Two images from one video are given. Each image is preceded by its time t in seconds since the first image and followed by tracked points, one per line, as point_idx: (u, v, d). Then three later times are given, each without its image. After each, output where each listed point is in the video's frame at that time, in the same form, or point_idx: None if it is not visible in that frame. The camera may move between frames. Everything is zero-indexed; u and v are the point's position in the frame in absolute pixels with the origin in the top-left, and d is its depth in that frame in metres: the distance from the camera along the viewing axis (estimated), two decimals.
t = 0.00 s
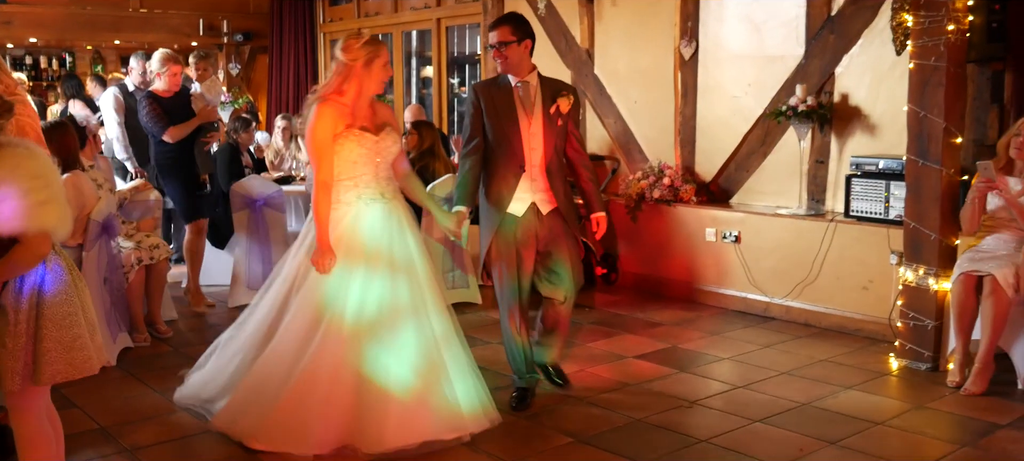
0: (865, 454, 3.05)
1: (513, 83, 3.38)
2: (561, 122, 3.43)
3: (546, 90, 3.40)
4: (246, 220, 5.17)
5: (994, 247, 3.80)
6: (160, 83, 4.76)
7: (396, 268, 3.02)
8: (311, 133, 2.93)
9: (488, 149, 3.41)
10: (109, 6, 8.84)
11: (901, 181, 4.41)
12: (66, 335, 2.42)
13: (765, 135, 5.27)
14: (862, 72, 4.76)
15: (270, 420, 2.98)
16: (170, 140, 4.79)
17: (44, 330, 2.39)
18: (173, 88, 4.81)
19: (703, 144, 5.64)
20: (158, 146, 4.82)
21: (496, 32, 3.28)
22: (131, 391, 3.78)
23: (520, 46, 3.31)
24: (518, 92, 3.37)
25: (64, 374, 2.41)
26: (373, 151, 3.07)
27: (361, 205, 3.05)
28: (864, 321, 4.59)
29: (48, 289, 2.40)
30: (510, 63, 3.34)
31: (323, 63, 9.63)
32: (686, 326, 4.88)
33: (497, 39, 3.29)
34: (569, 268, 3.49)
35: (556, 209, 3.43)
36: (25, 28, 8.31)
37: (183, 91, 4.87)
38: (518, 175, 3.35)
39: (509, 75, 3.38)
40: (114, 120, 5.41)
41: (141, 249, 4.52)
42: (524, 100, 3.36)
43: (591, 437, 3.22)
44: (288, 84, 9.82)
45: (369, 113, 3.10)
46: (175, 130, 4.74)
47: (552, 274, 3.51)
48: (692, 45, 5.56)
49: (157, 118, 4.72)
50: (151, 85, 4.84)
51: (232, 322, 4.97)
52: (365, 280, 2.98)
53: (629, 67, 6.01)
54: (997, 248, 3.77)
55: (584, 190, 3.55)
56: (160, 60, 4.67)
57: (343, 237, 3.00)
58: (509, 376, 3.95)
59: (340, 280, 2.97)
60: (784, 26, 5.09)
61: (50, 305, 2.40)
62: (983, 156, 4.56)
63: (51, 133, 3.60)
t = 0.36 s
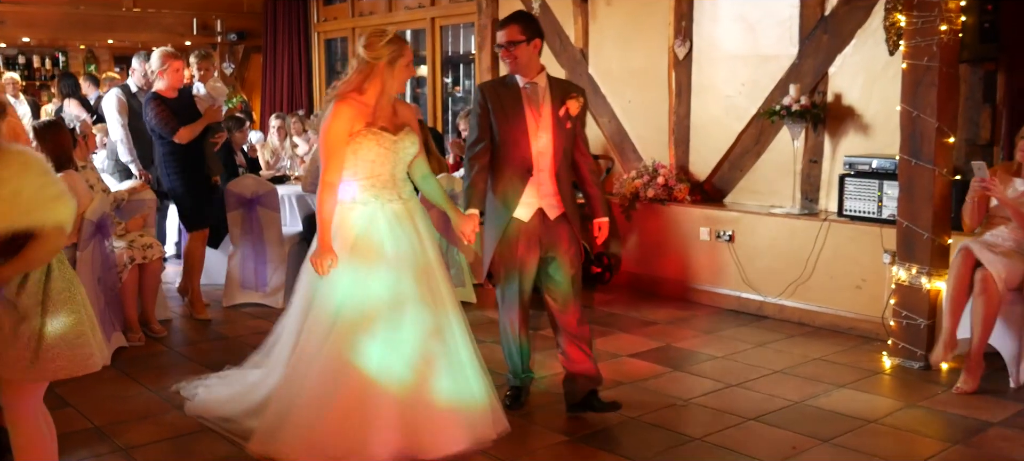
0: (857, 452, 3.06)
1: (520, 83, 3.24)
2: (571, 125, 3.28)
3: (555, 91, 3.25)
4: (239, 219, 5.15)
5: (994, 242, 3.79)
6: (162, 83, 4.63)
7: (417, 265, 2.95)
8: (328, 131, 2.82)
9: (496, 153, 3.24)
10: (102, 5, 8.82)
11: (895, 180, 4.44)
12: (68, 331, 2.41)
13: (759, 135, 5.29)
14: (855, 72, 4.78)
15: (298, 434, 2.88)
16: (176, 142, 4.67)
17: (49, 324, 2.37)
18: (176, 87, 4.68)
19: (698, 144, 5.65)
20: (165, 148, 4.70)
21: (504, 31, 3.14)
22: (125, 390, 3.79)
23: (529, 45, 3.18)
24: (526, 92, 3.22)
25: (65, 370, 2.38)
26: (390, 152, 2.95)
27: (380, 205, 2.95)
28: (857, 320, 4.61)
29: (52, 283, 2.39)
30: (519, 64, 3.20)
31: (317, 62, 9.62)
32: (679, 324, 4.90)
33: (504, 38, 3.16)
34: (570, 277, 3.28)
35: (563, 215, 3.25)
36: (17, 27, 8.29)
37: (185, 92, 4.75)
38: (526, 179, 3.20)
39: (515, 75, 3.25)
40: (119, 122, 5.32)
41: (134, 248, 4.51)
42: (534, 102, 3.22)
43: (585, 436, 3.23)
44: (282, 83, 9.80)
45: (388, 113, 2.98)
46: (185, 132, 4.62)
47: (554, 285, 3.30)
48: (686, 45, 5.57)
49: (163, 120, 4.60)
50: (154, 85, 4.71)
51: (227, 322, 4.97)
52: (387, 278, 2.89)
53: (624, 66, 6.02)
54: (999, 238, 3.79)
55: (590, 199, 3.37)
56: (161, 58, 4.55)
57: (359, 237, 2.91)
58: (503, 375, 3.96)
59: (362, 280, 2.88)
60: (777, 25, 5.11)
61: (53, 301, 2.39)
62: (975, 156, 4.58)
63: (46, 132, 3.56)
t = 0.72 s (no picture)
0: (850, 447, 3.08)
1: (542, 81, 3.07)
2: (594, 124, 3.09)
3: (578, 90, 3.06)
4: (236, 215, 5.20)
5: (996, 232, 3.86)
6: (167, 76, 4.55)
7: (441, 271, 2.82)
8: (348, 136, 2.62)
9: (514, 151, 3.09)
10: (96, 3, 8.81)
11: (887, 176, 4.46)
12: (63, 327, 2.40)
13: (752, 132, 5.30)
14: (848, 69, 4.80)
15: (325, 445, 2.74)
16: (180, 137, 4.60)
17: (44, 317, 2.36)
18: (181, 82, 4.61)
19: (691, 141, 5.66)
20: (168, 143, 4.63)
21: (530, 28, 2.94)
22: (119, 388, 3.79)
23: (556, 41, 2.98)
24: (548, 91, 3.06)
25: (53, 365, 2.38)
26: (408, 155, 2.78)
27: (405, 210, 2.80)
28: (850, 316, 4.63)
29: (53, 280, 2.38)
30: (546, 61, 3.02)
31: (311, 59, 9.56)
32: (673, 321, 4.91)
33: (527, 36, 2.96)
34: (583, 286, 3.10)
35: (581, 218, 3.07)
36: (10, 25, 8.27)
37: (190, 87, 4.67)
38: (544, 179, 3.05)
39: (538, 73, 3.08)
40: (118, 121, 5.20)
41: (127, 247, 4.49)
42: (554, 101, 3.06)
43: (580, 432, 3.24)
44: (276, 81, 9.78)
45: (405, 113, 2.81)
46: (189, 127, 4.57)
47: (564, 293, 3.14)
48: (679, 42, 5.59)
49: (167, 114, 4.52)
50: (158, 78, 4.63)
51: (221, 319, 4.97)
52: (416, 283, 2.76)
53: (618, 64, 6.03)
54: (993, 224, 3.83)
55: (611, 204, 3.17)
56: (166, 51, 4.46)
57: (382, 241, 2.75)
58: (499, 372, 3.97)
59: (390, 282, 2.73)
60: (771, 22, 5.12)
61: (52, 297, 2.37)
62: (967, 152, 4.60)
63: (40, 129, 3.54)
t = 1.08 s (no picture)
0: (835, 438, 3.10)
1: (556, 70, 3.01)
2: (610, 115, 3.01)
3: (591, 81, 2.99)
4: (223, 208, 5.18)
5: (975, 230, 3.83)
6: (168, 69, 4.49)
7: (454, 264, 2.78)
8: (353, 130, 2.53)
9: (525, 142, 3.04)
10: None
11: (872, 170, 4.48)
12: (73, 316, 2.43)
13: (739, 125, 5.32)
14: (834, 62, 4.82)
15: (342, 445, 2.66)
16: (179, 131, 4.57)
17: (54, 309, 2.36)
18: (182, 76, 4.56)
19: (678, 133, 5.67)
20: (167, 137, 4.59)
21: (545, 14, 2.85)
22: (105, 382, 3.78)
23: (572, 28, 2.90)
24: (562, 81, 3.00)
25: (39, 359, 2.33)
26: (417, 147, 2.71)
27: (412, 205, 2.72)
28: (835, 308, 4.66)
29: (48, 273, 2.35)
30: (563, 48, 2.94)
31: (297, 51, 9.45)
32: (660, 314, 4.92)
33: (541, 22, 2.88)
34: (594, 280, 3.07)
35: (596, 211, 3.00)
36: None
37: (191, 79, 4.63)
38: (558, 172, 2.98)
39: (551, 60, 3.02)
40: (107, 114, 5.07)
41: (113, 240, 4.49)
42: (568, 91, 3.00)
43: (566, 424, 3.25)
44: (262, 73, 9.71)
45: (411, 104, 2.71)
46: (188, 122, 4.54)
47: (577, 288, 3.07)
48: (666, 35, 5.59)
49: (166, 108, 4.49)
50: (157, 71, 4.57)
51: (207, 312, 4.96)
52: (432, 279, 2.69)
53: (605, 57, 6.04)
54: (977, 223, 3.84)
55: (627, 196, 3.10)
56: (167, 43, 4.41)
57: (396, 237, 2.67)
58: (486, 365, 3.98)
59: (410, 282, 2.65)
60: (757, 16, 5.14)
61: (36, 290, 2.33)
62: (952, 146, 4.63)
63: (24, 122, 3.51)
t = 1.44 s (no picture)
0: (827, 438, 3.10)
1: (573, 70, 2.83)
2: (627, 117, 2.87)
3: (609, 81, 2.84)
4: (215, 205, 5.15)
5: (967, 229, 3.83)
6: (190, 64, 4.41)
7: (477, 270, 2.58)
8: (371, 128, 2.35)
9: (542, 147, 2.84)
10: None
11: (865, 170, 4.49)
12: (55, 314, 2.22)
13: (733, 124, 5.32)
14: (829, 61, 4.82)
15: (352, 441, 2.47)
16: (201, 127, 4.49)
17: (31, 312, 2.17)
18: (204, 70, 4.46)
19: (673, 132, 5.66)
20: (188, 134, 4.51)
21: (561, 11, 2.70)
22: (97, 377, 3.77)
23: (588, 26, 2.75)
24: (580, 82, 2.82)
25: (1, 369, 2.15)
26: (434, 145, 2.55)
27: (424, 209, 2.57)
28: (829, 308, 4.66)
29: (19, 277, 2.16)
30: (581, 47, 2.78)
31: (292, 48, 9.34)
32: (654, 312, 4.92)
33: (559, 19, 2.72)
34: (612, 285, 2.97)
35: (614, 218, 2.87)
36: None
37: (214, 74, 4.53)
38: (578, 177, 2.81)
39: (567, 60, 2.83)
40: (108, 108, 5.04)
41: (109, 235, 4.48)
42: (586, 92, 2.83)
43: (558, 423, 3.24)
44: (257, 70, 9.66)
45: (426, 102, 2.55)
46: (210, 118, 4.44)
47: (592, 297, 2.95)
48: (661, 33, 5.58)
49: (187, 104, 4.40)
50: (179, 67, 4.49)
51: (199, 309, 4.95)
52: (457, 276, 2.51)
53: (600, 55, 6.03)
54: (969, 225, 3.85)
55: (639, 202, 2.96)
56: (189, 37, 4.34)
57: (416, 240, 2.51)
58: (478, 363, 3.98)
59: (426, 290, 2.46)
60: (752, 15, 5.13)
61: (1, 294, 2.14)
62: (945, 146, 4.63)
63: (14, 116, 3.55)
